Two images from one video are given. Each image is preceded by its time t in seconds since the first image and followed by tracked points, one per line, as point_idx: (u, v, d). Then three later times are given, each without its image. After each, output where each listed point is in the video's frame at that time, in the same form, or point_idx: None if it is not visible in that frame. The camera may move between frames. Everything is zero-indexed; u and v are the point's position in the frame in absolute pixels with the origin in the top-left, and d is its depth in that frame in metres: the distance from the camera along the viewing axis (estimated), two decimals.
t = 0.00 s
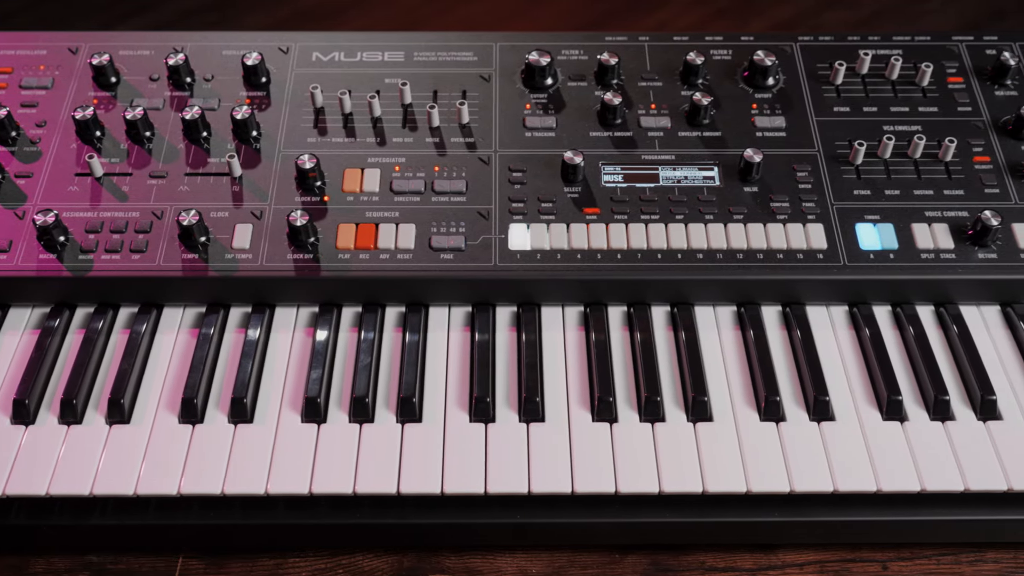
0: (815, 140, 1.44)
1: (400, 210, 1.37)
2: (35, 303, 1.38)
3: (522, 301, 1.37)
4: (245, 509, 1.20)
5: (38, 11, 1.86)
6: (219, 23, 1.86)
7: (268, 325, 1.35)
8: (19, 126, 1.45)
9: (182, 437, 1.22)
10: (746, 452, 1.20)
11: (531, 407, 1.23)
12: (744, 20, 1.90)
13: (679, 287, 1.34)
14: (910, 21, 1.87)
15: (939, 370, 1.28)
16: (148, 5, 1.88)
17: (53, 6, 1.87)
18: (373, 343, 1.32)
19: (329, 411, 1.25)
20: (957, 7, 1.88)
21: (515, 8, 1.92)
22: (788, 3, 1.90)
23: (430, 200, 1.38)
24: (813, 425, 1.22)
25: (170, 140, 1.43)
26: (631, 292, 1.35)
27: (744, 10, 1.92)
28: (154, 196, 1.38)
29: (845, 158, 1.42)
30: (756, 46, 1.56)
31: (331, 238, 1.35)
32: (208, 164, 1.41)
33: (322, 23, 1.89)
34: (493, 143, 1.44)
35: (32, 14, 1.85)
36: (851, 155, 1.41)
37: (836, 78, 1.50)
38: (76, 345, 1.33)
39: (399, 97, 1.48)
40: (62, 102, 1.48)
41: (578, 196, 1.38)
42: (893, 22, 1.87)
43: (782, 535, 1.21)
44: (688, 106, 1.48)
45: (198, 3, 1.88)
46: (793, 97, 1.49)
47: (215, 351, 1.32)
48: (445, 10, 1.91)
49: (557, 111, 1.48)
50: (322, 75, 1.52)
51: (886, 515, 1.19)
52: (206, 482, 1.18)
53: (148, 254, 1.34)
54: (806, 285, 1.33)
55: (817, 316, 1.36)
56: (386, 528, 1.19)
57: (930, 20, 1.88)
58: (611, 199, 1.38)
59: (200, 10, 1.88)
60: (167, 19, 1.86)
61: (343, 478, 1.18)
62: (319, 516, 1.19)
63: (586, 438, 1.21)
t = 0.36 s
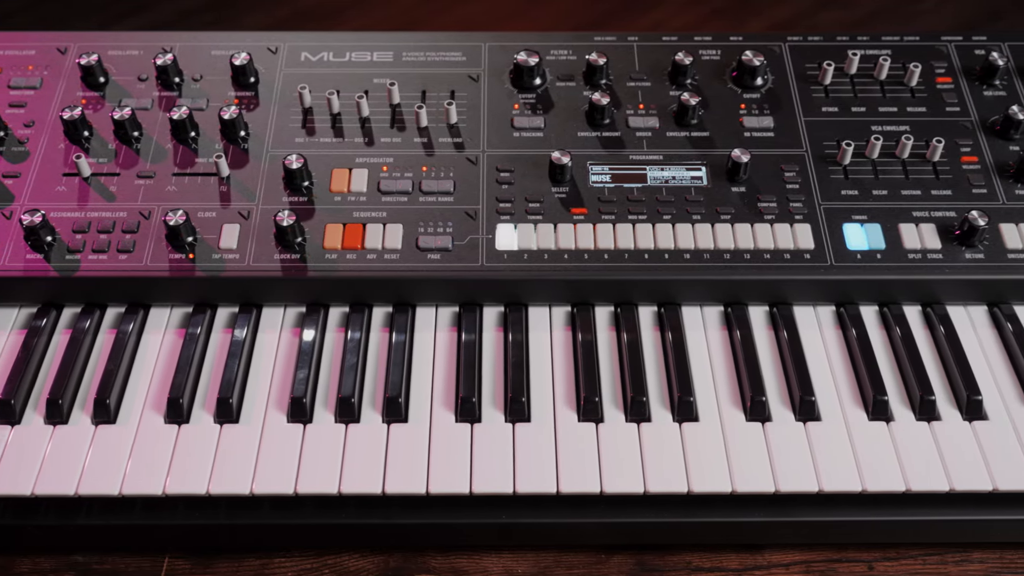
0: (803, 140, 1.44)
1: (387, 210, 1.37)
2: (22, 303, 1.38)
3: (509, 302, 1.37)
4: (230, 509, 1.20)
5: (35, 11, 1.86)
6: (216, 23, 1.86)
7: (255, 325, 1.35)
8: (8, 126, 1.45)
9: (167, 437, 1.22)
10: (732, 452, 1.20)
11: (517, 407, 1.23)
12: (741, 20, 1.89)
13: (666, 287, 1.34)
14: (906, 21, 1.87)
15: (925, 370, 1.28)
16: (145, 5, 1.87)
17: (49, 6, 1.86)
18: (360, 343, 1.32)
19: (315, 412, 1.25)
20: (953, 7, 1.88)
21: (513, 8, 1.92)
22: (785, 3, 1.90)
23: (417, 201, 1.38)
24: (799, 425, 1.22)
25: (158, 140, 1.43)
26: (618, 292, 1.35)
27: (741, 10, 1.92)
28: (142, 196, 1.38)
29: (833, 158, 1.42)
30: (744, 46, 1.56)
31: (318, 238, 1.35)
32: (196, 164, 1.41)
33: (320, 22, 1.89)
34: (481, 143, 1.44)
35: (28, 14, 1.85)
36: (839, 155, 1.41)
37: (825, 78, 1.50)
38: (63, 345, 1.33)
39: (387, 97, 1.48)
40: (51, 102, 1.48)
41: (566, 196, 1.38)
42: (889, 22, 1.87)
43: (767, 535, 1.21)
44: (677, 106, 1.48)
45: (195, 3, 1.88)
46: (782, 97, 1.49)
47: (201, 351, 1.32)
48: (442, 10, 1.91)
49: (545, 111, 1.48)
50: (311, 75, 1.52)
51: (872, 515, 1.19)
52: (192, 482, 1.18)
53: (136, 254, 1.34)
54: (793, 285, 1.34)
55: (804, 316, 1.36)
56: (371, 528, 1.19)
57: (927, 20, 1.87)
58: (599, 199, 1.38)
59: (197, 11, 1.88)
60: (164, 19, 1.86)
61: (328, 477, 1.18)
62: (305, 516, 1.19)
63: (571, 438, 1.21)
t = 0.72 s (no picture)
0: (791, 140, 1.44)
1: (374, 210, 1.37)
2: (10, 303, 1.38)
3: (496, 302, 1.37)
4: (216, 509, 1.20)
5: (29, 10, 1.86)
6: (212, 23, 1.86)
7: (241, 325, 1.35)
8: None
9: (153, 437, 1.22)
10: (717, 452, 1.20)
11: (503, 407, 1.23)
12: (737, 20, 1.89)
13: (653, 287, 1.34)
14: (902, 21, 1.87)
15: (911, 371, 1.28)
16: (140, 5, 1.87)
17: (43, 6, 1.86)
18: (346, 344, 1.32)
19: (301, 411, 1.25)
20: (949, 7, 1.87)
21: (508, 8, 1.92)
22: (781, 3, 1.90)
23: (405, 201, 1.38)
24: (785, 426, 1.23)
25: (145, 140, 1.43)
26: (605, 292, 1.35)
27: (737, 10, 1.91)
28: (130, 196, 1.38)
29: (821, 158, 1.42)
30: (733, 46, 1.56)
31: (305, 238, 1.35)
32: (183, 165, 1.41)
33: (317, 22, 1.88)
34: (469, 143, 1.44)
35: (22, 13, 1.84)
36: (827, 155, 1.41)
37: (813, 78, 1.50)
38: (49, 345, 1.33)
39: (375, 97, 1.48)
40: (39, 102, 1.48)
41: (553, 196, 1.38)
42: (885, 22, 1.87)
43: (753, 535, 1.21)
44: (665, 106, 1.48)
45: (190, 3, 1.88)
46: (770, 97, 1.49)
47: (188, 351, 1.32)
48: (438, 10, 1.91)
49: (533, 111, 1.48)
50: (299, 75, 1.52)
51: (857, 515, 1.19)
52: (177, 482, 1.18)
53: (123, 254, 1.34)
54: (781, 286, 1.34)
55: (790, 317, 1.36)
56: (357, 528, 1.19)
57: (923, 20, 1.87)
58: (586, 199, 1.38)
59: (193, 11, 1.88)
60: (158, 19, 1.86)
61: (313, 478, 1.18)
62: (290, 516, 1.19)
63: (557, 438, 1.21)
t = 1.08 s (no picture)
0: (778, 140, 1.44)
1: (362, 210, 1.37)
2: None
3: (484, 302, 1.37)
4: (202, 509, 1.20)
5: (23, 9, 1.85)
6: (208, 23, 1.86)
7: (228, 325, 1.35)
8: None
9: (138, 437, 1.22)
10: (703, 452, 1.20)
11: (489, 407, 1.23)
12: (733, 20, 1.89)
13: (640, 287, 1.34)
14: (898, 21, 1.87)
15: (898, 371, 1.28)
16: (137, 5, 1.87)
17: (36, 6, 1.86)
18: (333, 344, 1.32)
19: (287, 411, 1.25)
20: (945, 8, 1.87)
21: (504, 8, 1.92)
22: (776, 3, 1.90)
23: (392, 201, 1.38)
24: (770, 426, 1.23)
25: (133, 140, 1.43)
26: (592, 292, 1.35)
27: (732, 10, 1.91)
28: (117, 196, 1.38)
29: (809, 158, 1.42)
30: (722, 46, 1.56)
31: (293, 238, 1.35)
32: (171, 165, 1.41)
33: (313, 22, 1.88)
34: (457, 143, 1.44)
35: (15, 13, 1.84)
36: (815, 155, 1.41)
37: (802, 78, 1.50)
38: (36, 345, 1.33)
39: (363, 97, 1.48)
40: (28, 102, 1.48)
41: (541, 196, 1.38)
42: (881, 22, 1.86)
43: (738, 535, 1.21)
44: (653, 106, 1.48)
45: (186, 3, 1.88)
46: (758, 97, 1.49)
47: (175, 351, 1.32)
48: (434, 10, 1.91)
49: (521, 111, 1.48)
50: (288, 75, 1.52)
51: (843, 515, 1.19)
52: (162, 482, 1.18)
53: (110, 254, 1.34)
54: (768, 286, 1.34)
55: (777, 317, 1.36)
56: (342, 528, 1.19)
57: (919, 20, 1.87)
58: (573, 199, 1.38)
59: (188, 11, 1.87)
60: (153, 19, 1.86)
61: (298, 478, 1.18)
62: (275, 516, 1.19)
63: (542, 438, 1.21)
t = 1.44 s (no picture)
0: (766, 140, 1.44)
1: (349, 210, 1.37)
2: None
3: (471, 302, 1.37)
4: (187, 509, 1.20)
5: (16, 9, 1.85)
6: (204, 23, 1.86)
7: (215, 325, 1.35)
8: None
9: (124, 437, 1.22)
10: (688, 453, 1.20)
11: (475, 407, 1.23)
12: (728, 20, 1.89)
13: (627, 287, 1.34)
14: (894, 22, 1.87)
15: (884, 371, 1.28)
16: (133, 5, 1.87)
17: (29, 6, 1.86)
18: (319, 344, 1.32)
19: (273, 411, 1.25)
20: (940, 8, 1.87)
21: (501, 8, 1.92)
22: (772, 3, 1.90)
23: (380, 201, 1.38)
24: (756, 426, 1.23)
25: (121, 140, 1.43)
26: (579, 292, 1.35)
27: (728, 10, 1.91)
28: (105, 196, 1.38)
29: (797, 158, 1.42)
30: (711, 46, 1.56)
31: (280, 238, 1.35)
32: (159, 165, 1.41)
33: (309, 22, 1.88)
34: (445, 143, 1.44)
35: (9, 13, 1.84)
36: (803, 155, 1.41)
37: (790, 78, 1.50)
38: (22, 344, 1.33)
39: (351, 97, 1.48)
40: (16, 102, 1.48)
41: (528, 196, 1.38)
42: (877, 22, 1.86)
43: (723, 535, 1.21)
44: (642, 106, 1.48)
45: (181, 3, 1.88)
46: (746, 97, 1.49)
47: (161, 350, 1.32)
48: (430, 10, 1.91)
49: (509, 111, 1.48)
50: (277, 75, 1.52)
51: (828, 515, 1.18)
52: (147, 482, 1.18)
53: (97, 254, 1.34)
54: (755, 286, 1.34)
55: (764, 317, 1.36)
56: (327, 529, 1.19)
57: (914, 20, 1.87)
58: (561, 199, 1.38)
59: (184, 11, 1.87)
60: (146, 19, 1.86)
61: (283, 478, 1.18)
62: (261, 516, 1.19)
63: (528, 438, 1.21)
